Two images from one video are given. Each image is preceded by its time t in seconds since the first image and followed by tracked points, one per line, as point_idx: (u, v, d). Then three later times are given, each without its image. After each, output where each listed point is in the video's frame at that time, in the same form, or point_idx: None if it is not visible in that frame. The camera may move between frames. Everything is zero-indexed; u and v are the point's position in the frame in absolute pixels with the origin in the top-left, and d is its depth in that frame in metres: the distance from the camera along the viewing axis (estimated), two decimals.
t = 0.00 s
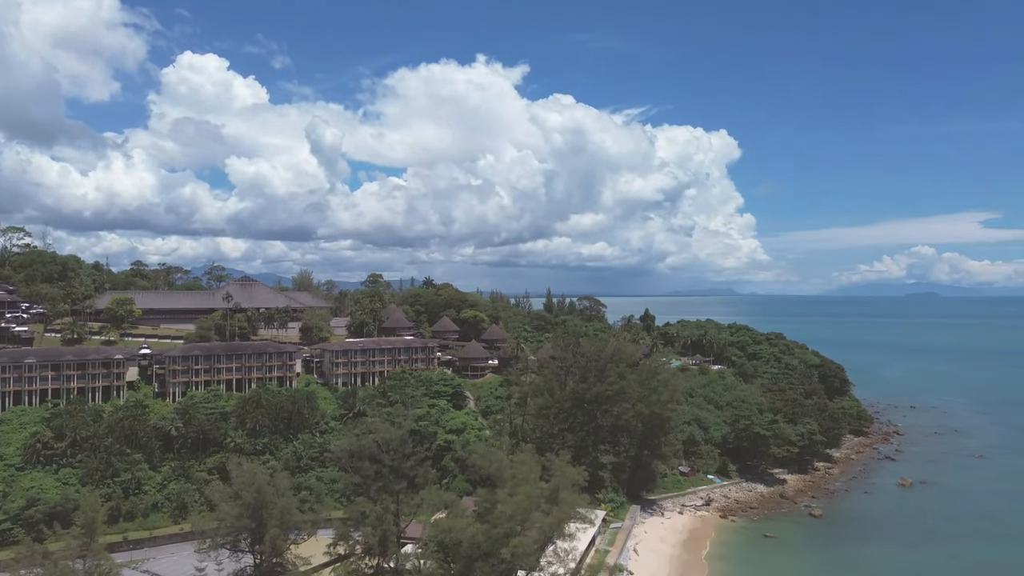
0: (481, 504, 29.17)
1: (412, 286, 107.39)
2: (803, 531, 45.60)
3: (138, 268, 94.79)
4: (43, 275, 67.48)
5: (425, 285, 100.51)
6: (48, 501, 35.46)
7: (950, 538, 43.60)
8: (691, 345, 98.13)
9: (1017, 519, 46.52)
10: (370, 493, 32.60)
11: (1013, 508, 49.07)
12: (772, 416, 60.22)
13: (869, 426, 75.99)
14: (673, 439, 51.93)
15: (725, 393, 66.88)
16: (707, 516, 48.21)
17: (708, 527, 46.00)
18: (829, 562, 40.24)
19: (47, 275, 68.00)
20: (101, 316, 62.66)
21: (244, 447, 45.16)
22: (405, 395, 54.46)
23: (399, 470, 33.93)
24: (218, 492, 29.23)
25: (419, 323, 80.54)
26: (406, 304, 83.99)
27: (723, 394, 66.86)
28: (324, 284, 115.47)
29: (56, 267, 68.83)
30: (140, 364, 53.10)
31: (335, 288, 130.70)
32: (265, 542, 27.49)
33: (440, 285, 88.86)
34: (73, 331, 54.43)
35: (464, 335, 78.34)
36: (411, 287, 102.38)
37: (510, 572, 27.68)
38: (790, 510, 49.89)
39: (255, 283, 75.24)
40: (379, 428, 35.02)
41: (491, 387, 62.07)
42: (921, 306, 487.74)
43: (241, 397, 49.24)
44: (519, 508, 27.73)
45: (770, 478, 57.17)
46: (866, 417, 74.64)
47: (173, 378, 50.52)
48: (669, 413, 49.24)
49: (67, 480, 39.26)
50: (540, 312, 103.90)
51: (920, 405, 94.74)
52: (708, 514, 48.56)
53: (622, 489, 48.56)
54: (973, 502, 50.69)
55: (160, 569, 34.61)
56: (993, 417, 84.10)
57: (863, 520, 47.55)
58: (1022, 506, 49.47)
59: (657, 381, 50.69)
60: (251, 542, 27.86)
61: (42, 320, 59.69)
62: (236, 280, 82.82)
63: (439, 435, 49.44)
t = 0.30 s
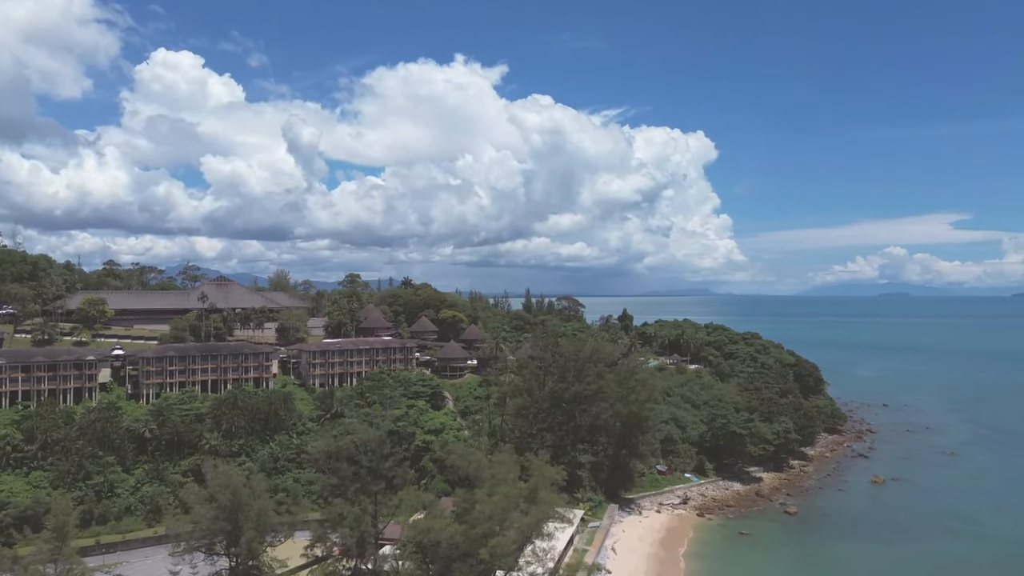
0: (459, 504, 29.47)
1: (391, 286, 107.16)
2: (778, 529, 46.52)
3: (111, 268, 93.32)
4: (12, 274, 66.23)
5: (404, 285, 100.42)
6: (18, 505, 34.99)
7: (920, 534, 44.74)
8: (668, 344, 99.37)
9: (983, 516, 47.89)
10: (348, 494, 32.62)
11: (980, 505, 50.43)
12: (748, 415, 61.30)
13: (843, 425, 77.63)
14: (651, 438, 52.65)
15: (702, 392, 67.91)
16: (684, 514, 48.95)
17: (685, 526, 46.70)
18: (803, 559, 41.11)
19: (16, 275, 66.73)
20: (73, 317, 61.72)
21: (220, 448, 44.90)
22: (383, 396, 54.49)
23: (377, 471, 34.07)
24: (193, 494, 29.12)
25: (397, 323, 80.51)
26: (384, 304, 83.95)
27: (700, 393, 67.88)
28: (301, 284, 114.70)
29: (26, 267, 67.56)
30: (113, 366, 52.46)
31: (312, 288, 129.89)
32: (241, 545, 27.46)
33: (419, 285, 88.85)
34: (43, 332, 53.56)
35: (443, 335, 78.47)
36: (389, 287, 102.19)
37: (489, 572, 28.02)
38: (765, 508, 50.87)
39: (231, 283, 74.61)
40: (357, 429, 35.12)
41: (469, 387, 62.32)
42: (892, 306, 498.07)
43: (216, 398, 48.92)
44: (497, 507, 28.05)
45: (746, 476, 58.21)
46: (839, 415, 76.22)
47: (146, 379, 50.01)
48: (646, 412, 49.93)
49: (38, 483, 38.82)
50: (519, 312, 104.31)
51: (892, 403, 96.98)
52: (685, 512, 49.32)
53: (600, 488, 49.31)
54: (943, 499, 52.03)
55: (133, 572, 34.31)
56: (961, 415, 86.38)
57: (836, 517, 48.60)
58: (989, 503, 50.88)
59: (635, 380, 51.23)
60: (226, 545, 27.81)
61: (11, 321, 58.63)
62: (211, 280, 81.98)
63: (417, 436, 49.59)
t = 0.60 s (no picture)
0: (438, 505, 29.78)
1: (369, 286, 106.84)
2: (753, 527, 47.46)
3: (82, 267, 91.77)
4: None
5: (382, 285, 100.28)
6: None
7: (891, 531, 45.91)
8: (645, 344, 100.55)
9: (951, 513, 49.20)
10: (325, 495, 32.64)
11: (950, 503, 51.73)
12: (725, 414, 62.39)
13: (817, 423, 79.24)
14: (628, 437, 53.35)
15: (679, 391, 68.89)
16: (661, 513, 49.73)
17: (662, 524, 47.43)
18: (777, 557, 42.01)
19: None
20: (43, 317, 60.74)
21: (195, 450, 44.59)
22: (361, 396, 54.48)
23: (355, 473, 34.18)
24: (166, 497, 29.00)
25: (375, 323, 80.37)
26: (362, 305, 83.83)
27: (677, 392, 68.86)
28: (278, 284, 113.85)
29: None
30: (85, 367, 51.79)
31: (289, 288, 128.97)
32: (216, 548, 27.42)
33: (397, 285, 88.82)
34: (12, 333, 52.66)
35: (421, 335, 78.55)
36: (367, 287, 101.87)
37: (468, 572, 28.31)
38: (741, 506, 51.86)
39: (206, 283, 73.93)
40: (334, 430, 35.17)
41: (448, 388, 62.51)
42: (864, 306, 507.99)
43: (190, 399, 48.54)
44: (475, 508, 28.37)
45: (723, 475, 59.23)
46: (815, 414, 77.65)
47: (119, 380, 49.44)
48: (624, 412, 50.50)
49: (8, 487, 38.33)
50: (498, 312, 104.67)
51: (865, 402, 99.12)
52: (663, 511, 50.09)
53: (578, 487, 49.99)
54: (913, 497, 53.35)
55: None
56: (931, 414, 88.58)
57: (810, 515, 49.69)
58: (958, 500, 52.23)
59: (613, 380, 51.78)
60: (201, 548, 27.75)
61: None
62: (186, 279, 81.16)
63: (395, 437, 49.72)
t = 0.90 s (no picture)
0: (416, 506, 30.14)
1: (346, 286, 106.54)
2: (729, 525, 48.47)
3: (52, 267, 90.26)
4: None
5: (360, 285, 100.14)
6: None
7: (860, 528, 47.16)
8: (623, 344, 101.75)
9: (920, 511, 50.55)
10: (302, 497, 32.76)
11: (919, 500, 53.14)
12: (701, 413, 63.53)
13: (792, 422, 80.86)
14: (606, 437, 54.11)
15: (656, 390, 69.88)
16: (639, 511, 50.56)
17: (639, 523, 48.22)
18: (751, 554, 42.96)
19: None
20: (12, 318, 59.81)
21: (169, 452, 44.30)
22: (338, 397, 54.53)
23: (332, 474, 34.35)
24: (140, 500, 28.97)
25: (353, 324, 80.29)
26: (339, 305, 83.70)
27: (654, 392, 69.84)
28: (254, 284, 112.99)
29: None
30: (56, 368, 51.19)
31: (265, 288, 128.02)
32: (190, 551, 27.45)
33: (375, 285, 88.79)
34: None
35: (399, 336, 78.66)
36: (345, 287, 101.66)
37: (446, 573, 28.58)
38: (717, 505, 52.87)
39: (180, 283, 73.27)
40: (311, 432, 35.29)
41: (426, 389, 62.74)
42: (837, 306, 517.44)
43: (164, 401, 48.19)
44: (453, 508, 28.76)
45: (700, 473, 60.29)
46: (790, 412, 79.38)
47: (91, 382, 48.90)
48: (602, 411, 51.45)
49: None
50: (476, 312, 105.05)
51: (838, 400, 101.35)
52: (641, 510, 50.91)
53: (556, 487, 50.55)
54: (884, 494, 54.75)
55: None
56: (902, 412, 90.80)
57: (783, 512, 50.87)
58: (926, 497, 53.66)
59: (591, 380, 52.71)
60: (175, 551, 27.77)
61: None
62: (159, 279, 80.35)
63: (373, 437, 49.89)
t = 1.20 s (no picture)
0: (393, 507, 30.48)
1: (323, 287, 106.17)
2: (706, 523, 49.47)
3: (20, 267, 88.68)
4: None
5: (337, 285, 99.94)
6: None
7: (830, 526, 48.44)
8: (601, 344, 102.84)
9: (890, 509, 51.97)
10: (278, 499, 32.90)
11: (890, 498, 54.60)
12: (678, 413, 64.73)
13: (767, 421, 82.50)
14: (584, 437, 54.88)
15: (633, 390, 70.85)
16: (616, 510, 51.40)
17: (616, 522, 49.02)
18: (727, 552, 43.92)
19: None
20: None
21: (141, 455, 44.01)
22: (315, 398, 54.55)
23: (308, 476, 34.51)
24: (112, 504, 28.75)
25: (330, 324, 80.10)
26: (316, 306, 83.51)
27: (631, 391, 70.80)
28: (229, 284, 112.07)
29: None
30: (25, 370, 50.52)
31: (240, 288, 126.94)
32: (165, 555, 27.44)
33: (352, 286, 88.71)
34: None
35: (377, 336, 78.74)
36: (321, 287, 101.33)
37: (424, 573, 28.91)
38: (694, 503, 53.82)
39: (153, 283, 72.56)
40: (288, 434, 35.42)
41: (404, 389, 62.96)
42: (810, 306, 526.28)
43: (137, 403, 47.84)
44: (431, 510, 29.13)
45: (676, 472, 61.38)
46: (765, 411, 80.98)
47: (61, 384, 48.32)
48: (580, 411, 52.27)
49: None
50: (454, 312, 105.33)
51: (812, 399, 103.50)
52: (618, 509, 51.74)
53: (534, 486, 51.14)
54: (856, 492, 56.20)
55: None
56: (874, 411, 93.03)
57: (759, 510, 52.07)
58: (897, 495, 55.17)
59: (569, 380, 53.54)
60: (149, 555, 27.63)
61: None
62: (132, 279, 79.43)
63: (350, 439, 50.02)
